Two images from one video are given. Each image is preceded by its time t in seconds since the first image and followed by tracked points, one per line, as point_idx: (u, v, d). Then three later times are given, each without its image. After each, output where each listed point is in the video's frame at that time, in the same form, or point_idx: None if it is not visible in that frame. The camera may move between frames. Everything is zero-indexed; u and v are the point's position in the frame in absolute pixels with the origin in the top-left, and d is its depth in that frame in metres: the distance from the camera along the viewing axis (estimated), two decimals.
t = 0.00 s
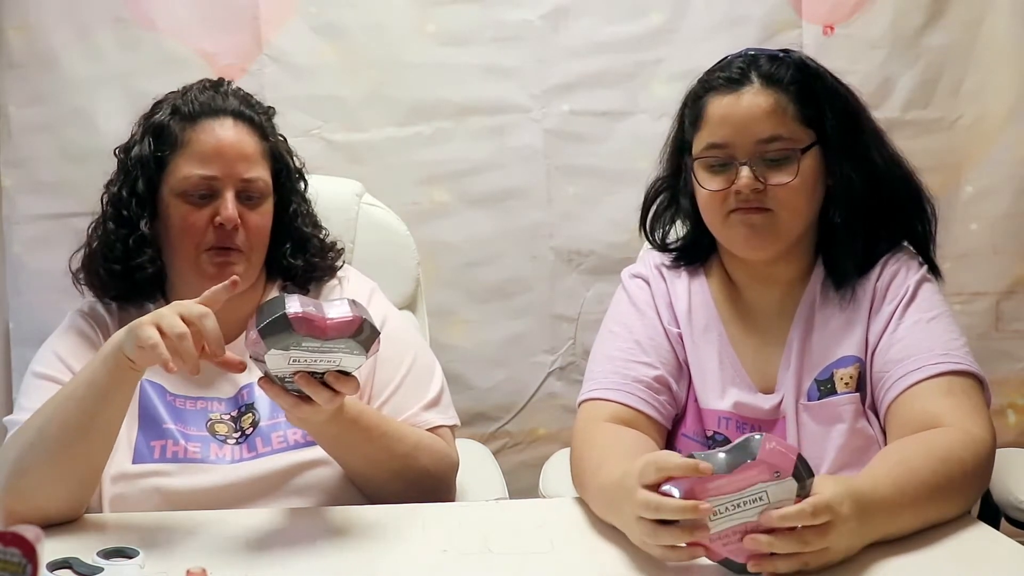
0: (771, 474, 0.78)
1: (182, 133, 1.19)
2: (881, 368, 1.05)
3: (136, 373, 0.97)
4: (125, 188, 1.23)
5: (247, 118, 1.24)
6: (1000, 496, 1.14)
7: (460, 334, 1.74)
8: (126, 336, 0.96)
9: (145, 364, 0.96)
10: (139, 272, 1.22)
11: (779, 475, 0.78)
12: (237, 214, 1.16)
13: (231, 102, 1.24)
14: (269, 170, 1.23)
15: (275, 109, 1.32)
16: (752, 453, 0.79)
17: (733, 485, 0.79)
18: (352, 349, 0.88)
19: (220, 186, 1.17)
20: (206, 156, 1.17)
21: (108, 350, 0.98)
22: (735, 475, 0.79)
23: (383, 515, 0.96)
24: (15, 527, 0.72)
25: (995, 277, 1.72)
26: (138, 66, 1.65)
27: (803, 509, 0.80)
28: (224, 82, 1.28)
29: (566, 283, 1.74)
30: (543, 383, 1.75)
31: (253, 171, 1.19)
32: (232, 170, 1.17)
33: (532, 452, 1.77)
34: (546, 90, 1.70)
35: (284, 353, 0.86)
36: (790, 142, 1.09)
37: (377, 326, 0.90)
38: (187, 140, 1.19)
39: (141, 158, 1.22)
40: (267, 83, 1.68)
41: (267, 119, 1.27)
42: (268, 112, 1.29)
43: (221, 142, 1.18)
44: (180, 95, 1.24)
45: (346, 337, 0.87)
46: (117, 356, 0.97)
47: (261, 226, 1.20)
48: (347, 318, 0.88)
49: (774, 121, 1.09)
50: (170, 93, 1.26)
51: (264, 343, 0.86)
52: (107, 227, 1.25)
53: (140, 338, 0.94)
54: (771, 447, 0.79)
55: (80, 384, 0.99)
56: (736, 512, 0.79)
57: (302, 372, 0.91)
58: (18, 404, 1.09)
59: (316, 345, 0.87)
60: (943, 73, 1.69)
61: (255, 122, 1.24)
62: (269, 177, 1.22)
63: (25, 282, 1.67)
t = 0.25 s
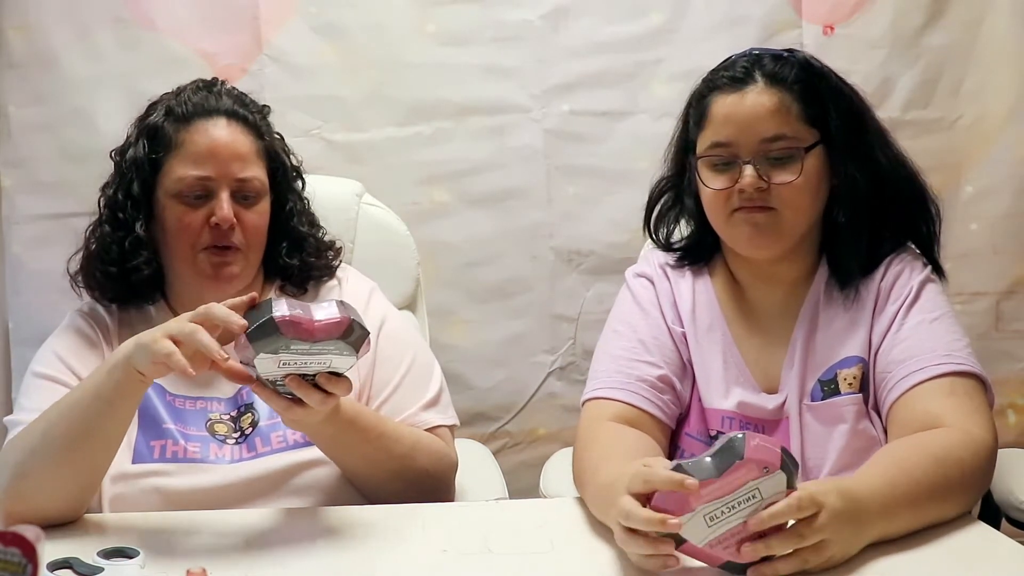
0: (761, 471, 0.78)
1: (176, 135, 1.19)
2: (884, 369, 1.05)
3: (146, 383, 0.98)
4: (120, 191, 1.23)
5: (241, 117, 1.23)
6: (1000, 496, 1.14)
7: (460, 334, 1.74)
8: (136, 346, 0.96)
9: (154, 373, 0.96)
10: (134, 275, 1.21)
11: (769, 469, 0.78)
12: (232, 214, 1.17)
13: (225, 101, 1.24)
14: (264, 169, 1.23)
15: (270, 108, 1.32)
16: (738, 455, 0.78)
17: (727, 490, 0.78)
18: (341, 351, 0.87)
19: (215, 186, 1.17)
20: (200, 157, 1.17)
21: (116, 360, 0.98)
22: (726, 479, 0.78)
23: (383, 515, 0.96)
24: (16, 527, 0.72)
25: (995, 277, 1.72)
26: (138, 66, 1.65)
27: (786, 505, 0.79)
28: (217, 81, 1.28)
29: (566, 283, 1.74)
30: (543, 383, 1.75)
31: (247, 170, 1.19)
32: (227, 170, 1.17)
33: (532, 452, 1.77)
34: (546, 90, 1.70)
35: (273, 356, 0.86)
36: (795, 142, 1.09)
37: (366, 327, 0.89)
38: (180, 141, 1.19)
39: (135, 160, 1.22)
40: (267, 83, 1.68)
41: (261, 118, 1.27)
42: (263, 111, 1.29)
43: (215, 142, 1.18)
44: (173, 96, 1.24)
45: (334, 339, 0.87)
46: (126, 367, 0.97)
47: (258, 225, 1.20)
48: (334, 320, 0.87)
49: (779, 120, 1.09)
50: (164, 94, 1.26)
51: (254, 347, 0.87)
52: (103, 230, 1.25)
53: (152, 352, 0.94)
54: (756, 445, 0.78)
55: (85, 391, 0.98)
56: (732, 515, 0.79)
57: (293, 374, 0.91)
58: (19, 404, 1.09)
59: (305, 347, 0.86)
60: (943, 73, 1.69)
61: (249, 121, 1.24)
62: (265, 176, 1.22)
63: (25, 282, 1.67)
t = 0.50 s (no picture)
0: (734, 471, 0.77)
1: (174, 134, 1.19)
2: (884, 367, 1.05)
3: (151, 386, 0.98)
4: (119, 191, 1.23)
5: (240, 116, 1.23)
6: (1000, 496, 1.14)
7: (460, 334, 1.74)
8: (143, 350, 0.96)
9: (162, 378, 0.96)
10: (134, 275, 1.21)
11: (741, 467, 0.78)
12: (232, 213, 1.17)
13: (224, 100, 1.23)
14: (263, 168, 1.23)
15: (269, 107, 1.32)
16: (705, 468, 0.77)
17: (712, 505, 0.78)
18: (345, 347, 0.87)
19: (215, 185, 1.17)
20: (200, 156, 1.17)
21: (120, 365, 0.98)
22: (707, 493, 0.77)
23: (383, 515, 0.96)
24: (16, 527, 0.72)
25: (995, 277, 1.72)
26: (138, 66, 1.65)
27: (796, 475, 0.80)
28: (215, 80, 1.28)
29: (566, 283, 1.74)
30: (543, 383, 1.75)
31: (247, 169, 1.19)
32: (227, 169, 1.17)
33: (532, 452, 1.77)
34: (546, 90, 1.70)
35: (276, 356, 0.86)
36: (799, 138, 1.09)
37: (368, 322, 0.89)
38: (180, 140, 1.18)
39: (135, 160, 1.22)
40: (267, 83, 1.68)
41: (261, 117, 1.27)
42: (262, 109, 1.29)
43: (215, 141, 1.18)
44: (172, 95, 1.24)
45: (337, 335, 0.87)
46: (131, 371, 0.97)
47: (258, 224, 1.20)
48: (337, 317, 0.87)
49: (784, 117, 1.09)
50: (162, 93, 1.26)
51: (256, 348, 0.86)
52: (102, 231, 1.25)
53: (160, 358, 0.94)
54: (718, 452, 0.77)
55: (89, 394, 0.98)
56: (728, 525, 0.78)
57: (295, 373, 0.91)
58: (20, 404, 1.09)
59: (308, 345, 0.86)
60: (943, 73, 1.69)
61: (249, 120, 1.24)
62: (264, 175, 1.22)
63: (25, 282, 1.67)
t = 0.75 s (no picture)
0: (716, 460, 0.78)
1: (179, 134, 1.19)
2: (882, 365, 1.05)
3: (156, 389, 0.98)
4: (123, 190, 1.23)
5: (244, 116, 1.23)
6: (1001, 496, 1.14)
7: (460, 334, 1.74)
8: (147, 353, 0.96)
9: (168, 380, 0.96)
10: (137, 273, 1.21)
11: (720, 452, 0.79)
12: (235, 213, 1.17)
13: (228, 100, 1.24)
14: (266, 168, 1.23)
15: (273, 108, 1.32)
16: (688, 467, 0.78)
17: (713, 500, 0.78)
18: (345, 341, 0.87)
19: (218, 185, 1.17)
20: (204, 156, 1.17)
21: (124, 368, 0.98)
22: (702, 488, 0.78)
23: (383, 516, 0.96)
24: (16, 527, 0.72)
25: (995, 277, 1.72)
26: (138, 66, 1.65)
27: (807, 446, 0.81)
28: (220, 81, 1.28)
29: (566, 283, 1.74)
30: (543, 383, 1.75)
31: (251, 169, 1.19)
32: (230, 170, 1.17)
33: (532, 452, 1.77)
34: (545, 90, 1.70)
35: (278, 351, 0.86)
36: (779, 125, 1.10)
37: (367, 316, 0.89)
38: (184, 140, 1.19)
39: (138, 159, 1.22)
40: (267, 83, 1.68)
41: (264, 118, 1.27)
42: (266, 110, 1.29)
43: (219, 142, 1.18)
44: (177, 95, 1.24)
45: (338, 329, 0.87)
46: (137, 374, 0.97)
47: (260, 224, 1.20)
48: (338, 311, 0.87)
49: (761, 104, 1.10)
50: (167, 92, 1.26)
51: (257, 344, 0.86)
52: (105, 229, 1.25)
53: (164, 360, 0.94)
54: (690, 452, 0.79)
55: (93, 395, 0.99)
56: (737, 510, 0.79)
57: (296, 369, 0.91)
58: (20, 404, 1.09)
59: (309, 340, 0.86)
60: (943, 73, 1.69)
61: (252, 120, 1.24)
62: (268, 176, 1.22)
63: (25, 282, 1.67)
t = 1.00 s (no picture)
0: (716, 468, 0.77)
1: (183, 134, 1.19)
2: (883, 364, 1.05)
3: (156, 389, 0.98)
4: (126, 189, 1.23)
5: (248, 117, 1.23)
6: (1001, 495, 1.14)
7: (460, 334, 1.74)
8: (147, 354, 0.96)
9: (169, 380, 0.96)
10: (140, 272, 1.21)
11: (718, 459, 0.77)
12: (239, 213, 1.16)
13: (232, 101, 1.24)
14: (269, 169, 1.23)
15: (275, 110, 1.32)
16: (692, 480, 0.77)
17: (727, 508, 0.78)
18: (345, 343, 0.87)
19: (221, 185, 1.17)
20: (208, 156, 1.17)
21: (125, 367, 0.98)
22: (711, 498, 0.77)
23: (383, 516, 0.96)
24: (16, 527, 0.72)
25: (995, 277, 1.72)
26: (138, 66, 1.65)
27: (808, 449, 0.81)
28: (225, 82, 1.28)
29: (566, 283, 1.74)
30: (543, 383, 1.75)
31: (254, 170, 1.19)
32: (235, 170, 1.17)
33: (532, 452, 1.77)
34: (545, 90, 1.70)
35: (276, 352, 0.86)
36: (752, 122, 1.12)
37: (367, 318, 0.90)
38: (187, 140, 1.19)
39: (142, 159, 1.22)
40: (267, 83, 1.68)
41: (268, 119, 1.27)
42: (269, 112, 1.29)
43: (224, 142, 1.18)
44: (181, 95, 1.24)
45: (338, 330, 0.87)
46: (138, 375, 0.97)
47: (263, 225, 1.20)
48: (338, 312, 0.87)
49: (732, 105, 1.13)
50: (170, 92, 1.26)
51: (257, 343, 0.86)
52: (108, 228, 1.25)
53: (164, 359, 0.94)
54: (689, 466, 0.77)
55: (93, 395, 0.99)
56: (749, 510, 0.79)
57: (296, 371, 0.91)
58: (20, 404, 1.09)
59: (308, 341, 0.86)
60: (943, 73, 1.69)
61: (256, 121, 1.24)
62: (270, 176, 1.22)
63: (25, 282, 1.67)
